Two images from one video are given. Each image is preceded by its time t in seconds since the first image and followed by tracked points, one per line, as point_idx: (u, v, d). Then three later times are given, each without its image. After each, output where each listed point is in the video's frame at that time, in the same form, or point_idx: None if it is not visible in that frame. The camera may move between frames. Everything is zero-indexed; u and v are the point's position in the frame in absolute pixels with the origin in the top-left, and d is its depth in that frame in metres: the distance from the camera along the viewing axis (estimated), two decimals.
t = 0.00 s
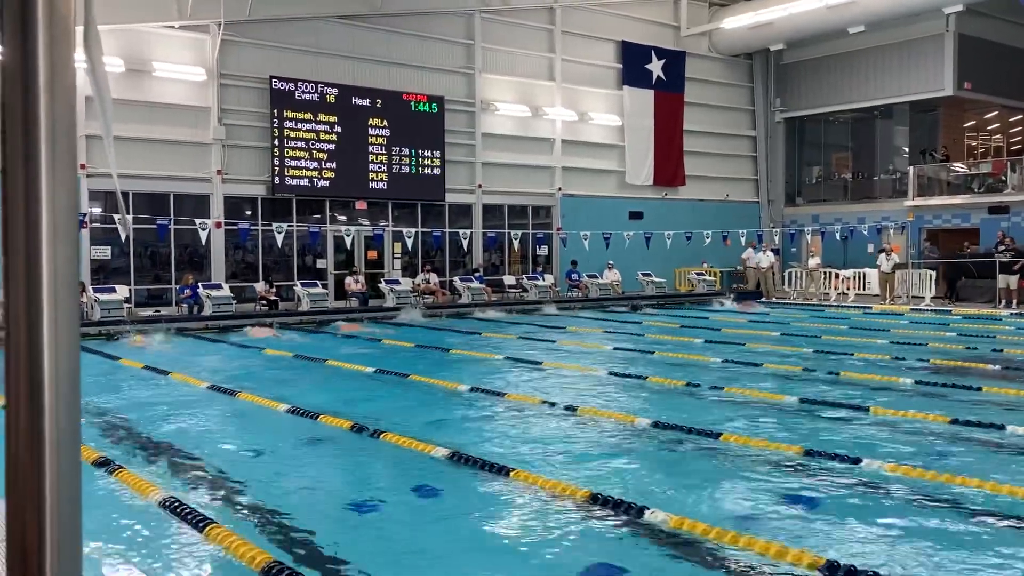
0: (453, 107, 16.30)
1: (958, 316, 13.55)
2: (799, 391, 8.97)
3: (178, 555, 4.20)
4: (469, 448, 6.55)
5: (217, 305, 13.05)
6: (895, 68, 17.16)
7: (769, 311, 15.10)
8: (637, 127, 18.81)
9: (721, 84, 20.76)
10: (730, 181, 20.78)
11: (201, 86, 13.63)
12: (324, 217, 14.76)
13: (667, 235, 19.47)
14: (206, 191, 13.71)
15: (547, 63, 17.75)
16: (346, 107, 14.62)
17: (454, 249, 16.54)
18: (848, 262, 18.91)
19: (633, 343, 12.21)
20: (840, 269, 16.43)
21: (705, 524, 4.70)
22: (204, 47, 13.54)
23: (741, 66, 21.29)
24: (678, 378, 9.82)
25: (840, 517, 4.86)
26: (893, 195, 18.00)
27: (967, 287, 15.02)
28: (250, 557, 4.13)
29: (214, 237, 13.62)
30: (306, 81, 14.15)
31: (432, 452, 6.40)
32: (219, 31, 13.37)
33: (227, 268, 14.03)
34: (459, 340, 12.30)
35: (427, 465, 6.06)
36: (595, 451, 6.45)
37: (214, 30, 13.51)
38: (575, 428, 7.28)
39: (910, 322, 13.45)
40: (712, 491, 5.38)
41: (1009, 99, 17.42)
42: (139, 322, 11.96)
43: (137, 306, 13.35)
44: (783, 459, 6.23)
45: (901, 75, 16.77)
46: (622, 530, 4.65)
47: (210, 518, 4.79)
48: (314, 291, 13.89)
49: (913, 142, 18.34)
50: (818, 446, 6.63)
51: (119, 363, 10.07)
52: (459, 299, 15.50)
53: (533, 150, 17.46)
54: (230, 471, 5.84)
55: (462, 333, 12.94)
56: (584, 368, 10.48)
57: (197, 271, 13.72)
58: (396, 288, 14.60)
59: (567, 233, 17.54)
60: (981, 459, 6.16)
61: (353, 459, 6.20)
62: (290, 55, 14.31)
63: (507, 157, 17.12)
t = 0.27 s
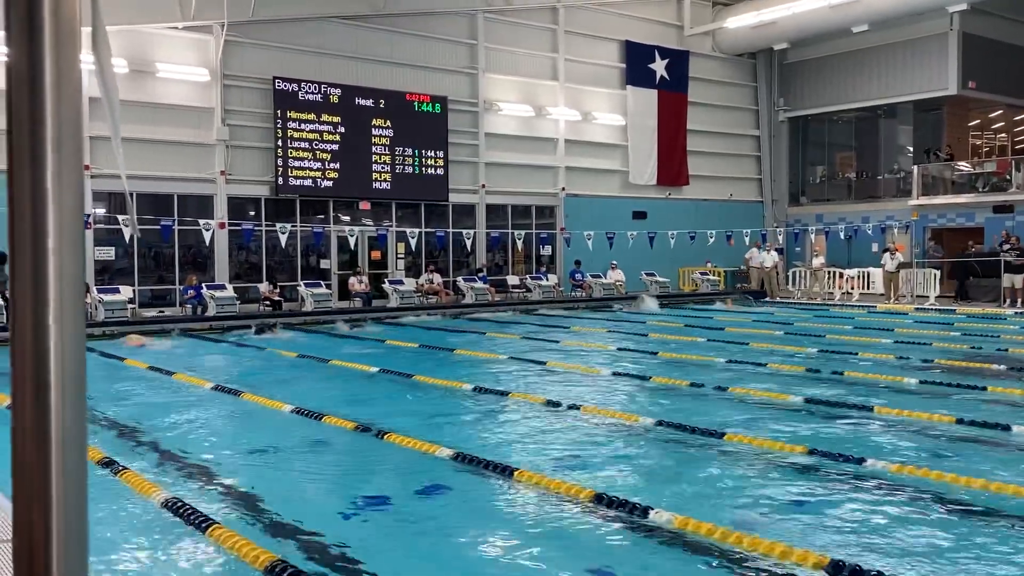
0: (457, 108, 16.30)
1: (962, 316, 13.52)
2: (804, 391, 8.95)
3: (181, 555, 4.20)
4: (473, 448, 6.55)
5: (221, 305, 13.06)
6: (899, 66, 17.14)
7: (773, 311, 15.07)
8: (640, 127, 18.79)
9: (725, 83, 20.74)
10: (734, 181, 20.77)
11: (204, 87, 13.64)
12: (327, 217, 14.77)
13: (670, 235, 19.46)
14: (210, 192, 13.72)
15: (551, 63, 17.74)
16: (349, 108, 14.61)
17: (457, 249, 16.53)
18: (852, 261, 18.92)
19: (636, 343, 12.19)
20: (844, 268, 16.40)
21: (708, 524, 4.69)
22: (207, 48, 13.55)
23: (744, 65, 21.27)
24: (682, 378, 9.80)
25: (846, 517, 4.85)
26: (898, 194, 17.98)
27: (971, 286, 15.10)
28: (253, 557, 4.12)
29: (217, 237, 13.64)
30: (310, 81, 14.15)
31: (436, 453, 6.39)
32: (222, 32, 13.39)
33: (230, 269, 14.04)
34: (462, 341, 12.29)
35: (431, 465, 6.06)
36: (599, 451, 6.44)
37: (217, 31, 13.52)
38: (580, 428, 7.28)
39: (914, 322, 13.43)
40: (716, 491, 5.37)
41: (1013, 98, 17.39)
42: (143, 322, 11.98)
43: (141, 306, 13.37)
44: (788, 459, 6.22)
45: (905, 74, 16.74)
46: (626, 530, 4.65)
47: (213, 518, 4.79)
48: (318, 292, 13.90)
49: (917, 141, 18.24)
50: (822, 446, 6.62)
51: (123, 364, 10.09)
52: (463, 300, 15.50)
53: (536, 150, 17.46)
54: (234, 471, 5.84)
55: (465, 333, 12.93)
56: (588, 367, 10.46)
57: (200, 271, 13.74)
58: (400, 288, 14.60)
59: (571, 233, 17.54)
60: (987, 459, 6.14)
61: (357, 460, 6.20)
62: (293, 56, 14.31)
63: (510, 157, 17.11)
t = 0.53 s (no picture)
0: (459, 107, 16.30)
1: (965, 315, 13.51)
2: (807, 390, 8.94)
3: (184, 555, 4.21)
4: (476, 447, 6.55)
5: (223, 305, 13.07)
6: (901, 65, 17.12)
7: (775, 310, 15.06)
8: (642, 126, 18.78)
9: (727, 82, 20.73)
10: (736, 180, 20.77)
11: (206, 87, 13.64)
12: (329, 217, 14.78)
13: (673, 234, 19.46)
14: (212, 192, 13.73)
15: (552, 63, 17.73)
16: (351, 108, 14.62)
17: (459, 249, 16.53)
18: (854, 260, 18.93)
19: (639, 343, 12.18)
20: (847, 268, 16.38)
21: (711, 523, 4.69)
22: (209, 48, 13.56)
23: (747, 64, 21.25)
24: (685, 378, 9.79)
25: (848, 516, 4.85)
26: (900, 193, 17.97)
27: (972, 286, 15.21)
28: (256, 556, 4.12)
29: (219, 237, 13.65)
30: (311, 81, 14.15)
31: (439, 452, 6.39)
32: (224, 32, 13.39)
33: (232, 269, 14.04)
34: (464, 340, 12.28)
35: (434, 465, 6.06)
36: (601, 451, 6.44)
37: (219, 30, 13.51)
38: (582, 428, 7.28)
39: (916, 321, 13.42)
40: (720, 491, 5.36)
41: (1015, 97, 17.37)
42: (145, 322, 11.98)
43: (144, 307, 13.38)
44: (791, 458, 6.22)
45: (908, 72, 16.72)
46: (628, 529, 4.65)
47: (215, 518, 4.79)
48: (320, 291, 13.90)
49: (919, 140, 18.07)
50: (825, 445, 6.61)
51: (125, 364, 10.09)
52: (465, 299, 15.50)
53: (538, 150, 17.46)
54: (237, 471, 5.84)
55: (468, 333, 12.93)
56: (590, 367, 10.46)
57: (202, 271, 13.75)
58: (402, 288, 14.60)
59: (573, 233, 17.54)
60: (990, 458, 6.14)
61: (360, 460, 6.19)
62: (295, 56, 14.32)
63: (512, 157, 17.10)
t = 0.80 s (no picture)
0: (459, 106, 16.32)
1: (965, 314, 13.51)
2: (808, 389, 8.93)
3: (185, 555, 4.21)
4: (476, 447, 6.55)
5: (224, 305, 13.07)
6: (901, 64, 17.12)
7: (776, 309, 15.06)
8: (643, 125, 18.79)
9: (727, 81, 20.74)
10: (736, 179, 20.79)
11: (207, 87, 13.65)
12: (329, 217, 14.78)
13: (673, 233, 19.48)
14: (212, 191, 13.73)
15: (553, 62, 17.75)
16: (352, 107, 14.62)
17: (459, 249, 16.53)
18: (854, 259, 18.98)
19: (639, 342, 12.18)
20: (847, 266, 16.40)
21: (712, 522, 4.69)
22: (210, 48, 13.57)
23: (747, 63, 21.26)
24: (685, 377, 9.79)
25: (849, 515, 4.84)
26: (900, 192, 17.99)
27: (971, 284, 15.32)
28: (256, 556, 4.12)
29: (220, 237, 13.65)
30: (312, 80, 14.15)
31: (439, 452, 6.38)
32: (225, 31, 13.39)
33: (233, 269, 14.04)
34: (465, 340, 12.28)
35: (434, 465, 6.05)
36: (602, 450, 6.44)
37: (219, 30, 13.52)
38: (583, 427, 7.28)
39: (916, 319, 13.43)
40: (722, 491, 5.35)
41: (1015, 95, 17.37)
42: (146, 322, 11.99)
43: (144, 306, 13.39)
44: (792, 457, 6.22)
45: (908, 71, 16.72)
46: (629, 529, 4.64)
47: (216, 517, 4.78)
48: (320, 291, 13.90)
49: (920, 138, 17.81)
50: (826, 444, 6.61)
51: (126, 364, 10.10)
52: (465, 299, 15.50)
53: (539, 149, 17.47)
54: (238, 471, 5.83)
55: (468, 332, 12.92)
56: (590, 366, 10.45)
57: (203, 271, 13.75)
58: (402, 287, 14.60)
59: (573, 232, 17.56)
60: (991, 457, 6.14)
61: (361, 459, 6.19)
62: (296, 55, 14.32)
63: (513, 156, 17.11)
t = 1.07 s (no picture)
0: (459, 105, 16.30)
1: (964, 313, 13.50)
2: (807, 388, 8.93)
3: (185, 554, 4.20)
4: (476, 446, 6.54)
5: (223, 304, 13.05)
6: (900, 62, 17.12)
7: (775, 308, 15.05)
8: (642, 125, 18.79)
9: (726, 80, 20.74)
10: (735, 178, 20.79)
11: (205, 86, 13.63)
12: (328, 216, 14.77)
13: (672, 232, 19.48)
14: (211, 191, 13.71)
15: (551, 60, 17.74)
16: (350, 106, 14.60)
17: (458, 248, 16.52)
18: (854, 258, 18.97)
19: (638, 341, 12.17)
20: (846, 265, 16.39)
21: (712, 521, 4.69)
22: (208, 47, 13.55)
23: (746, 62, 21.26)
24: (684, 376, 9.77)
25: (850, 515, 4.84)
26: (899, 190, 17.99)
27: (970, 282, 15.35)
28: (257, 556, 4.12)
29: (219, 236, 13.64)
30: (310, 79, 14.13)
31: (438, 451, 6.37)
32: (223, 30, 13.38)
33: (232, 268, 14.03)
34: (464, 339, 12.27)
35: (433, 464, 6.04)
36: (601, 449, 6.43)
37: (217, 29, 13.50)
38: (582, 426, 7.27)
39: (915, 318, 13.43)
40: (721, 490, 5.35)
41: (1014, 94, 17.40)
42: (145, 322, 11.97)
43: (143, 305, 13.37)
44: (791, 456, 6.21)
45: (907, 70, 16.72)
46: (630, 528, 4.64)
47: (216, 517, 4.78)
48: (319, 291, 13.88)
49: (919, 137, 18.10)
50: (825, 443, 6.61)
51: (125, 363, 10.08)
52: (464, 298, 15.49)
53: (538, 148, 17.46)
54: (237, 470, 5.82)
55: (467, 331, 12.92)
56: (590, 365, 10.44)
57: (201, 270, 13.73)
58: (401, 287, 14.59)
59: (572, 231, 17.55)
60: (990, 456, 6.13)
61: (361, 459, 6.18)
62: (294, 54, 14.30)
63: (511, 155, 17.09)
